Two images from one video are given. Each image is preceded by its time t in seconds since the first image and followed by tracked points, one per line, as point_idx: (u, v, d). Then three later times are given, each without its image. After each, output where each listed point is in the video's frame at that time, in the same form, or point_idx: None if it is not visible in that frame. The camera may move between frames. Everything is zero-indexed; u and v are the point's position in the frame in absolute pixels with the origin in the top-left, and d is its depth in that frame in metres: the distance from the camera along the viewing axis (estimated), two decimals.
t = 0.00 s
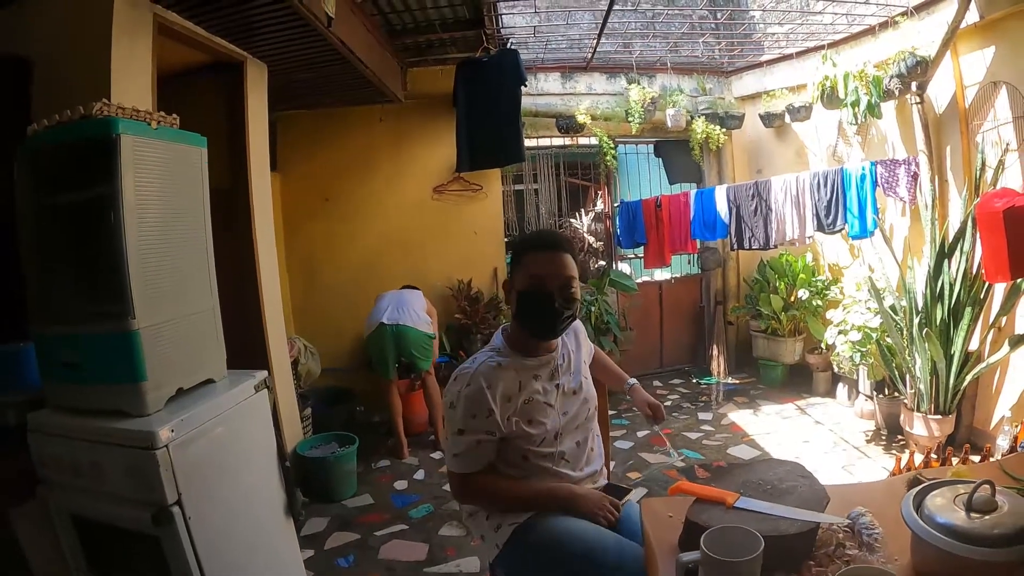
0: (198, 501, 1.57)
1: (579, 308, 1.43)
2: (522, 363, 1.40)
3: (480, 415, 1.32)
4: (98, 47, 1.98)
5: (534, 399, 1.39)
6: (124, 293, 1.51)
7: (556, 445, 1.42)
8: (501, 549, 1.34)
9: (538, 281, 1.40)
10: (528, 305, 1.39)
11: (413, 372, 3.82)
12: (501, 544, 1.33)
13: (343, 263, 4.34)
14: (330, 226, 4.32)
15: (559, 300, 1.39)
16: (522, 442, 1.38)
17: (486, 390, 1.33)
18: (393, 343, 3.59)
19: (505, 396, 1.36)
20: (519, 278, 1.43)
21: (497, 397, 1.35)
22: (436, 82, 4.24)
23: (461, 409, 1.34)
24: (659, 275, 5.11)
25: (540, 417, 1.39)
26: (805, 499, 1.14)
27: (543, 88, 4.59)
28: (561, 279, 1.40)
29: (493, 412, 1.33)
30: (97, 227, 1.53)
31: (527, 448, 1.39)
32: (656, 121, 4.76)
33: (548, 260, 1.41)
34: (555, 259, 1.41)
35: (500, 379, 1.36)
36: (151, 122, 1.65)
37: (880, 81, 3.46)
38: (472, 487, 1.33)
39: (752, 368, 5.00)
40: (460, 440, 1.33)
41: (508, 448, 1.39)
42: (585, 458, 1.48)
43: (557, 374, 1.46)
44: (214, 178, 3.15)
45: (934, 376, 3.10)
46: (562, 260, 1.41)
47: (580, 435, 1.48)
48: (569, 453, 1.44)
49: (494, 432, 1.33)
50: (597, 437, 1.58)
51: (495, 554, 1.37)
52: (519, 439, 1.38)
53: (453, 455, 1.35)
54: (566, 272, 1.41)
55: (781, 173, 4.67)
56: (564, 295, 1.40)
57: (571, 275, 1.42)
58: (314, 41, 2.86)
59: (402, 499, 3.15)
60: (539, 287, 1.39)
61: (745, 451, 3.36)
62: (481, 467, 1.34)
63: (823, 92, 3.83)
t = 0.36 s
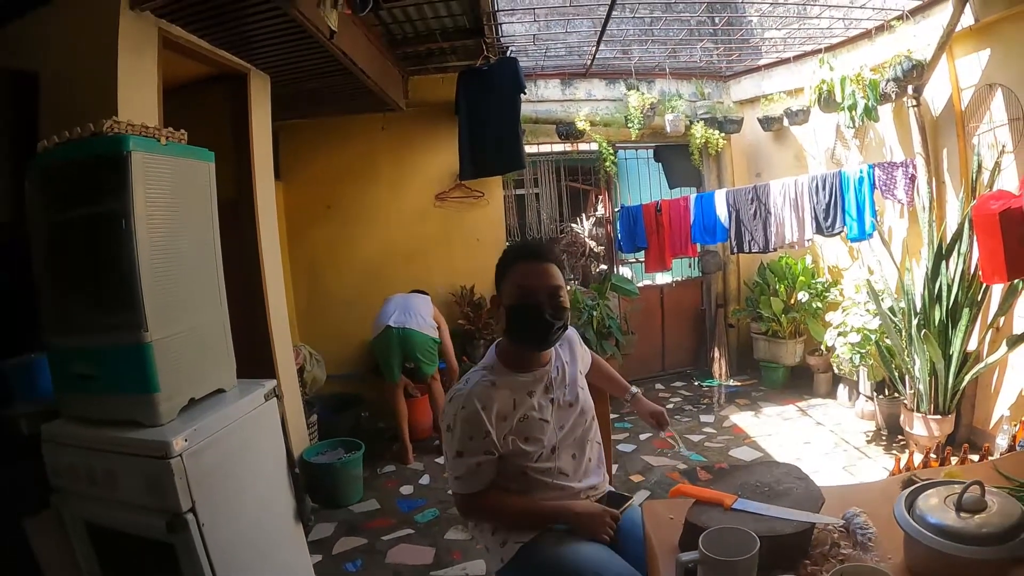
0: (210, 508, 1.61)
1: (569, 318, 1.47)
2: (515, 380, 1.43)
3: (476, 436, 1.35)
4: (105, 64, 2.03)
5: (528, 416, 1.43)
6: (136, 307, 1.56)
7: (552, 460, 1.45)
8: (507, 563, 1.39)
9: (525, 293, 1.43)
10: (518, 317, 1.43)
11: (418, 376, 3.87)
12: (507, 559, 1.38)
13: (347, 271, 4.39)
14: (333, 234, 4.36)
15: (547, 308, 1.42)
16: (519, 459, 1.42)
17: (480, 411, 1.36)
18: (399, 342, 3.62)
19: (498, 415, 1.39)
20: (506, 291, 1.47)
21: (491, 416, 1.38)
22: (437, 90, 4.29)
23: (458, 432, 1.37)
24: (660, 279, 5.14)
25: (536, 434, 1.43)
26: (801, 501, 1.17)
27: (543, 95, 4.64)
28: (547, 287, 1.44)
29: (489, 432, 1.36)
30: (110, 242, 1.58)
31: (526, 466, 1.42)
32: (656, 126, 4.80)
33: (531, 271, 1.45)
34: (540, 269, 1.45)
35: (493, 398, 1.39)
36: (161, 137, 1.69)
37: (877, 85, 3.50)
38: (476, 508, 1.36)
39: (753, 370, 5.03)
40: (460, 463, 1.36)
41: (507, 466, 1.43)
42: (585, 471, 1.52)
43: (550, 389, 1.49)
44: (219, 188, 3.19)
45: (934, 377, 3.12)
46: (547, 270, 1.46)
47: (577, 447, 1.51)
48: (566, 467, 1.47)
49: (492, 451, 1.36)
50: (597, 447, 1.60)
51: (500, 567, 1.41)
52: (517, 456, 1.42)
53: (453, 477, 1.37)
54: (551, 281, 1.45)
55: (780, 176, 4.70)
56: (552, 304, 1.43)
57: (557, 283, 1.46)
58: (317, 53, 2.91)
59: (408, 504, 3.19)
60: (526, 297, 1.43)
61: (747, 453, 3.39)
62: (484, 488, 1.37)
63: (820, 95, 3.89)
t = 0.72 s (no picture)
0: (205, 517, 1.61)
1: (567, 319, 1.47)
2: (516, 390, 1.42)
3: (480, 449, 1.33)
4: (94, 71, 2.01)
5: (531, 428, 1.41)
6: (129, 315, 1.54)
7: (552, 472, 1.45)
8: None
9: (521, 296, 1.43)
10: (516, 321, 1.42)
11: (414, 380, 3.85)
12: None
13: (340, 276, 4.37)
14: (325, 239, 4.34)
15: (546, 310, 1.42)
16: (521, 473, 1.40)
17: (483, 422, 1.33)
18: (396, 351, 3.60)
19: (501, 426, 1.37)
20: (501, 296, 1.45)
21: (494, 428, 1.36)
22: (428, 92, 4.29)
23: (460, 446, 1.33)
24: (653, 278, 5.15)
25: (538, 447, 1.42)
26: (799, 498, 1.17)
27: (533, 96, 4.64)
28: (543, 288, 1.44)
29: (493, 444, 1.34)
30: (101, 251, 1.56)
31: (527, 480, 1.41)
32: (646, 125, 4.81)
33: (522, 274, 1.44)
34: (533, 271, 1.45)
35: (494, 409, 1.37)
36: (151, 144, 1.67)
37: (867, 82, 3.52)
38: (479, 526, 1.33)
39: (747, 367, 5.05)
40: (464, 480, 1.32)
41: (507, 480, 1.41)
42: (582, 483, 1.52)
43: (551, 398, 1.48)
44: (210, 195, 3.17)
45: (928, 372, 3.14)
46: (543, 271, 1.45)
47: (575, 460, 1.51)
48: (564, 480, 1.48)
49: (496, 465, 1.34)
50: (592, 458, 1.61)
51: None
52: (519, 471, 1.40)
53: (455, 495, 1.33)
54: (546, 281, 1.45)
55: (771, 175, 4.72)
56: (551, 304, 1.44)
57: (552, 284, 1.46)
58: (306, 57, 2.89)
59: (405, 508, 3.17)
60: (524, 300, 1.42)
61: (743, 450, 3.40)
62: (488, 505, 1.34)
63: (809, 93, 3.87)
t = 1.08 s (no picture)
0: (201, 527, 1.62)
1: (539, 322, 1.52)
2: (494, 392, 1.45)
3: (465, 452, 1.33)
4: (79, 85, 2.00)
5: (510, 430, 1.43)
6: (120, 330, 1.55)
7: (528, 475, 1.47)
8: None
9: (495, 299, 1.46)
10: (492, 325, 1.45)
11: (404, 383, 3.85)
12: None
13: (328, 281, 4.36)
14: (312, 245, 4.33)
15: (519, 314, 1.46)
16: (500, 476, 1.41)
17: (468, 424, 1.34)
18: (384, 355, 3.61)
19: (483, 429, 1.38)
20: (473, 303, 1.48)
21: (478, 431, 1.36)
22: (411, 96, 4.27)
23: (445, 450, 1.33)
24: (639, 276, 5.18)
25: (517, 449, 1.44)
26: (781, 495, 1.19)
27: (516, 98, 4.65)
28: (515, 293, 1.48)
29: (478, 447, 1.35)
30: (90, 267, 1.56)
31: (506, 483, 1.42)
32: (629, 125, 4.85)
33: (493, 280, 1.47)
34: (504, 275, 1.48)
35: (476, 412, 1.38)
36: (137, 160, 1.67)
37: (847, 79, 3.56)
38: (463, 532, 1.33)
39: (734, 362, 5.09)
40: (449, 484, 1.31)
41: (487, 485, 1.42)
42: (556, 486, 1.54)
43: (525, 401, 1.52)
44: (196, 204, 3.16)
45: (911, 365, 3.19)
46: (513, 276, 1.49)
47: (550, 462, 1.54)
48: (539, 483, 1.50)
49: (481, 468, 1.34)
50: (564, 461, 1.64)
51: None
52: (501, 473, 1.41)
53: (440, 501, 1.32)
54: (516, 286, 1.48)
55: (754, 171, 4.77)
56: (524, 308, 1.48)
57: (521, 289, 1.49)
58: (289, 65, 2.89)
59: (397, 510, 3.19)
60: (497, 306, 1.45)
61: (730, 445, 3.43)
62: (473, 509, 1.34)
63: (790, 90, 3.89)
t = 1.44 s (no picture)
0: (185, 533, 1.61)
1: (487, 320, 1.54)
2: (455, 388, 1.49)
3: (435, 450, 1.36)
4: (48, 87, 1.95)
5: (477, 420, 1.46)
6: (100, 339, 1.51)
7: (507, 458, 1.51)
8: None
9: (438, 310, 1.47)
10: (438, 337, 1.47)
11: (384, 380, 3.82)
12: None
13: (308, 281, 4.32)
14: (292, 244, 4.28)
15: (462, 323, 1.47)
16: (477, 464, 1.44)
17: (432, 423, 1.37)
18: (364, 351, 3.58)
19: (450, 424, 1.41)
20: (419, 315, 1.50)
21: (444, 427, 1.39)
22: (388, 92, 4.20)
23: (415, 452, 1.36)
24: (619, 269, 5.18)
25: (489, 435, 1.46)
26: (759, 488, 1.18)
27: (493, 92, 4.60)
28: (457, 303, 1.49)
29: (446, 444, 1.37)
30: (68, 276, 1.52)
31: (485, 469, 1.46)
32: (607, 118, 4.83)
33: (436, 292, 1.48)
34: (445, 285, 1.49)
35: (440, 410, 1.41)
36: (112, 165, 1.63)
37: (824, 71, 3.56)
38: (449, 525, 1.37)
39: (715, 353, 5.12)
40: (426, 482, 1.35)
41: (467, 474, 1.45)
42: (536, 464, 1.58)
43: (488, 390, 1.56)
44: (173, 206, 3.11)
45: (890, 353, 3.21)
46: (453, 283, 1.50)
47: (524, 442, 1.57)
48: (520, 463, 1.53)
49: (454, 462, 1.37)
50: (542, 438, 1.67)
51: None
52: (476, 462, 1.44)
53: (422, 499, 1.37)
54: (460, 294, 1.50)
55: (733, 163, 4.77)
56: (467, 316, 1.49)
57: (465, 296, 1.51)
58: (265, 64, 2.83)
59: (383, 508, 3.17)
60: (441, 317, 1.46)
61: (713, 436, 3.45)
62: (454, 501, 1.38)
63: (767, 82, 3.94)
